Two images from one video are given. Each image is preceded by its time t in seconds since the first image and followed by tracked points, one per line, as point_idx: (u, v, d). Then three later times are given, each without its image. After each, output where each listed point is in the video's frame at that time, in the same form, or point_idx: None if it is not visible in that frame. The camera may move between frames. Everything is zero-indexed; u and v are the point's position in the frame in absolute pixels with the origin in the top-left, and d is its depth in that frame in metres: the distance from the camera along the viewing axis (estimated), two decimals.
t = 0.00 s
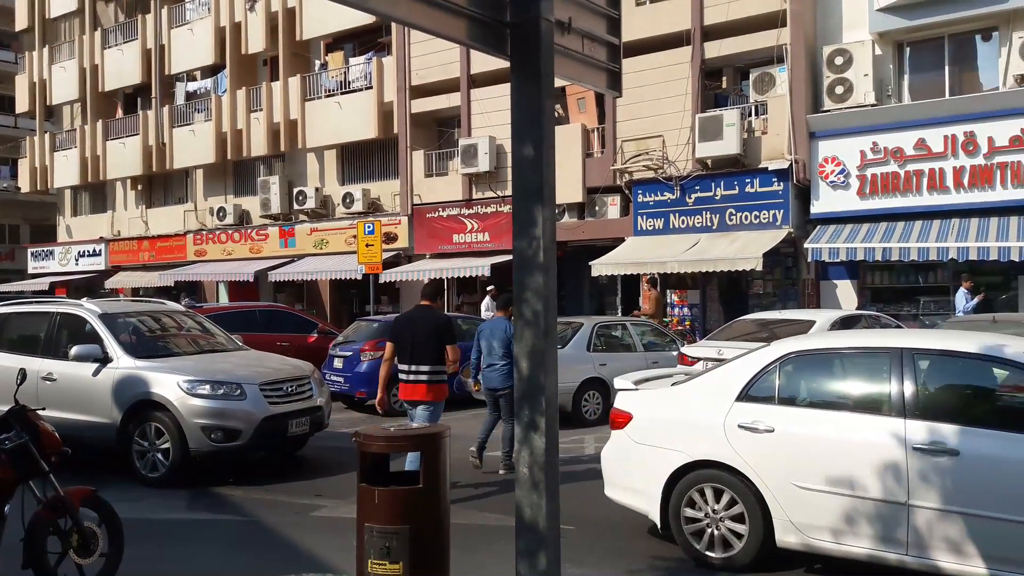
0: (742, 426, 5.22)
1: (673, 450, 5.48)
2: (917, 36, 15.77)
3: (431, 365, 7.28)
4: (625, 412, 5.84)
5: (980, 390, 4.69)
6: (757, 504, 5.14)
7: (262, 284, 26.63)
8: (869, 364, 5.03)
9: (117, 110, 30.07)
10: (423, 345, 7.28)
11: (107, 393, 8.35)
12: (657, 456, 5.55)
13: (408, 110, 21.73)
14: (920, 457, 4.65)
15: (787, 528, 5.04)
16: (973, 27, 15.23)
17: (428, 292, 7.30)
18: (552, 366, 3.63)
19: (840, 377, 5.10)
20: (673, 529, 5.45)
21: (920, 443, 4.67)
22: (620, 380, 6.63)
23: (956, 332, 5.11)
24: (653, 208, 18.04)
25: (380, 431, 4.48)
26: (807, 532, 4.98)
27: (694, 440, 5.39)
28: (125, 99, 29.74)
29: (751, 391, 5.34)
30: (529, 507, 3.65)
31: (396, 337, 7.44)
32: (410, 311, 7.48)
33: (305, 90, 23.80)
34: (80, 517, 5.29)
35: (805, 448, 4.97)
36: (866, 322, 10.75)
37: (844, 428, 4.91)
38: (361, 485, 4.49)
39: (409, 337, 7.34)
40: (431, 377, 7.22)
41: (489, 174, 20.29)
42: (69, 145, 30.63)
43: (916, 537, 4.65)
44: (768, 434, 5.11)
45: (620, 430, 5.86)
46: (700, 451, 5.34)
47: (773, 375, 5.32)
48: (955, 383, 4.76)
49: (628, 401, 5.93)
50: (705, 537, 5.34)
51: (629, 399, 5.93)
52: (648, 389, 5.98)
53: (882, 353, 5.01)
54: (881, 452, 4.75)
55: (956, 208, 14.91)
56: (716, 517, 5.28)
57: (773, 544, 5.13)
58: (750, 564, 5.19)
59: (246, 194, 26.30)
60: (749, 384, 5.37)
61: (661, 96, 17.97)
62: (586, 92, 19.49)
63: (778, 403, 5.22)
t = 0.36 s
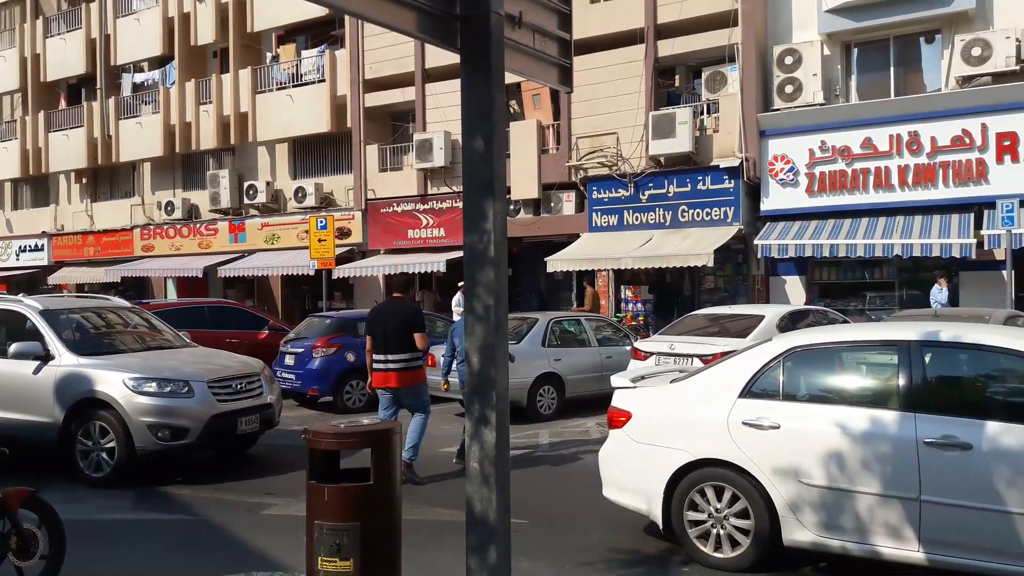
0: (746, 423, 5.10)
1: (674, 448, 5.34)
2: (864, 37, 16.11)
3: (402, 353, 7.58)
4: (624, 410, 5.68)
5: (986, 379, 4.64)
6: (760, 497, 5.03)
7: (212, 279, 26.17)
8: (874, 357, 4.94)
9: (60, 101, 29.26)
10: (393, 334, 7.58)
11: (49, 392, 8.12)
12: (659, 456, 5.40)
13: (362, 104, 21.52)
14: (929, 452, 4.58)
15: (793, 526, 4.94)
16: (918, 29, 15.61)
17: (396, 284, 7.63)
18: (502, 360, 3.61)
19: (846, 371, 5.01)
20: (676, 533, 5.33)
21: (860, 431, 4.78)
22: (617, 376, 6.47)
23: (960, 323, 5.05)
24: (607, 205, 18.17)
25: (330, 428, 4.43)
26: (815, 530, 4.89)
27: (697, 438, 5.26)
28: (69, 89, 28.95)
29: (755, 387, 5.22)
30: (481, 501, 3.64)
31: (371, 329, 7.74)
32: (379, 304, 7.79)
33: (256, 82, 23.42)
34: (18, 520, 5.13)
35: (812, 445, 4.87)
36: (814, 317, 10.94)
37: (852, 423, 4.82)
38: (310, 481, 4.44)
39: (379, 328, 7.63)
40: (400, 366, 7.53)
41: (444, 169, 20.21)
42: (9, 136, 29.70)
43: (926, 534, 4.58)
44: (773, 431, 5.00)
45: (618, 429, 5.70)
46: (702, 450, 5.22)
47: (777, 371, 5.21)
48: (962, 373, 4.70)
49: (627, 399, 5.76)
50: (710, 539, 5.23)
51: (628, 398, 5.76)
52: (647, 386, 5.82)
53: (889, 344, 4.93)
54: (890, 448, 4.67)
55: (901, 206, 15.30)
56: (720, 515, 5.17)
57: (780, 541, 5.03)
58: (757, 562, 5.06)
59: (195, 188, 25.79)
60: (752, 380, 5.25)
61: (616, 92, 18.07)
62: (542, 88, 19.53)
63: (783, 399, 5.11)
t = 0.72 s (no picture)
0: (751, 420, 5.01)
1: (675, 447, 5.23)
2: (815, 37, 16.40)
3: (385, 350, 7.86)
4: (622, 409, 5.56)
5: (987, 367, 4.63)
6: (765, 491, 4.96)
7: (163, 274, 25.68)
8: (877, 348, 4.90)
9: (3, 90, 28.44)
10: (377, 331, 7.85)
11: None
12: (658, 455, 5.28)
13: (318, 96, 21.26)
14: (939, 445, 4.53)
15: (802, 524, 4.87)
16: (867, 29, 15.94)
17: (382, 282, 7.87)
18: (458, 351, 3.59)
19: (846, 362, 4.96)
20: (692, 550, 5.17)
21: (808, 421, 4.86)
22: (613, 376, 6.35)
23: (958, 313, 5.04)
24: (565, 200, 18.23)
25: (282, 424, 4.37)
26: (824, 527, 4.82)
27: (698, 435, 5.16)
28: (13, 77, 28.14)
29: (758, 383, 5.14)
30: (433, 495, 3.63)
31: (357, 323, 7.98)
32: (364, 300, 8.05)
33: (209, 73, 23.02)
34: None
35: (819, 440, 4.80)
36: (765, 311, 11.11)
37: (859, 418, 4.76)
38: (262, 478, 4.38)
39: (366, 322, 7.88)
40: (385, 359, 7.80)
41: (402, 163, 20.07)
42: None
43: (940, 528, 4.52)
44: (780, 426, 4.92)
45: (617, 429, 5.56)
46: (706, 447, 5.11)
47: (781, 366, 5.13)
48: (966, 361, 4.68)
49: (626, 399, 5.63)
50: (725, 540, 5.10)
51: (627, 397, 5.64)
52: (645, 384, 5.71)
53: (891, 335, 4.90)
54: (899, 441, 4.61)
55: (851, 202, 15.63)
56: (725, 512, 5.07)
57: (790, 538, 4.94)
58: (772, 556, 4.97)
59: (145, 180, 25.27)
60: (755, 375, 5.17)
61: (574, 88, 18.13)
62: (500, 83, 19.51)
63: (789, 394, 5.03)
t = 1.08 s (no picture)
0: (782, 418, 4.87)
1: (699, 445, 5.09)
2: (762, 36, 16.69)
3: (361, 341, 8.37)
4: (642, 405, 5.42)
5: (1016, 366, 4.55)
6: (797, 493, 4.83)
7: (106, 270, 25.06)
8: (904, 345, 4.80)
9: None
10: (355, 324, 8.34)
11: None
12: (676, 455, 5.16)
13: (266, 89, 20.90)
14: (979, 447, 4.41)
15: (834, 527, 4.74)
16: (812, 30, 16.26)
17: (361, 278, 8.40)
18: (405, 350, 3.58)
19: (872, 360, 4.85)
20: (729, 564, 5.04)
21: (755, 413, 4.96)
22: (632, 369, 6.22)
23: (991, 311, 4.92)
24: (517, 196, 18.24)
25: (227, 423, 4.27)
26: (856, 531, 4.70)
27: (721, 433, 5.03)
28: None
29: (789, 378, 5.00)
30: (381, 492, 3.60)
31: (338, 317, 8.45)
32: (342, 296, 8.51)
33: (153, 64, 22.49)
34: None
35: (853, 440, 4.67)
36: (714, 306, 11.27)
37: (894, 417, 4.63)
38: (206, 478, 4.30)
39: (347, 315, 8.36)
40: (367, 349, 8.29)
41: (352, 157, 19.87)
42: None
43: (977, 534, 4.41)
44: (813, 425, 4.79)
45: (636, 425, 5.44)
46: (733, 446, 4.97)
47: (813, 361, 4.98)
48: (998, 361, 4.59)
49: (646, 395, 5.48)
50: (760, 542, 4.97)
51: (646, 392, 5.50)
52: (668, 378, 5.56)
53: (921, 332, 4.79)
54: (937, 443, 4.49)
55: (796, 199, 15.94)
56: (750, 512, 4.97)
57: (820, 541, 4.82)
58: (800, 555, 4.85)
59: (87, 174, 24.60)
60: (786, 371, 5.02)
61: (526, 83, 18.15)
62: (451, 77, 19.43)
63: (821, 391, 4.89)
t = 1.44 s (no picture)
0: (833, 416, 4.64)
1: (740, 443, 4.87)
2: (711, 34, 16.89)
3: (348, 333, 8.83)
4: (679, 401, 5.17)
5: None
6: (847, 494, 4.63)
7: (44, 266, 24.35)
8: (943, 342, 4.61)
9: None
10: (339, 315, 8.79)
11: None
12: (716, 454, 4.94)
13: (211, 80, 20.47)
14: None
15: (887, 530, 4.53)
16: (759, 28, 16.51)
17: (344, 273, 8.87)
18: (351, 347, 3.55)
19: (904, 357, 4.66)
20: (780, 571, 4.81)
21: (704, 411, 5.03)
22: (667, 362, 5.95)
23: None
24: (470, 191, 18.19)
25: (170, 421, 4.16)
26: (910, 534, 4.48)
27: (765, 431, 4.80)
28: None
29: (841, 374, 4.76)
30: (326, 490, 3.56)
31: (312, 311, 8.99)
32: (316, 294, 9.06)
33: (93, 54, 21.90)
34: None
35: (909, 440, 4.46)
36: (663, 300, 11.37)
37: (955, 416, 4.41)
38: (147, 478, 4.19)
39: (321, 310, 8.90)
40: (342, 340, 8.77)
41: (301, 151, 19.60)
42: None
43: None
44: (868, 424, 4.56)
45: (672, 421, 5.19)
46: (779, 445, 4.76)
47: (868, 355, 4.75)
48: None
49: (682, 389, 5.23)
50: (810, 545, 4.75)
51: (683, 387, 5.24)
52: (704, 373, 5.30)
53: (959, 328, 4.61)
54: (1000, 444, 4.27)
55: (743, 195, 16.21)
56: (798, 514, 4.75)
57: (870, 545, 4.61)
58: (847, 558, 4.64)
59: (23, 167, 23.85)
60: (839, 365, 4.78)
61: (478, 78, 18.10)
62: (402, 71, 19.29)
63: (876, 388, 4.66)
